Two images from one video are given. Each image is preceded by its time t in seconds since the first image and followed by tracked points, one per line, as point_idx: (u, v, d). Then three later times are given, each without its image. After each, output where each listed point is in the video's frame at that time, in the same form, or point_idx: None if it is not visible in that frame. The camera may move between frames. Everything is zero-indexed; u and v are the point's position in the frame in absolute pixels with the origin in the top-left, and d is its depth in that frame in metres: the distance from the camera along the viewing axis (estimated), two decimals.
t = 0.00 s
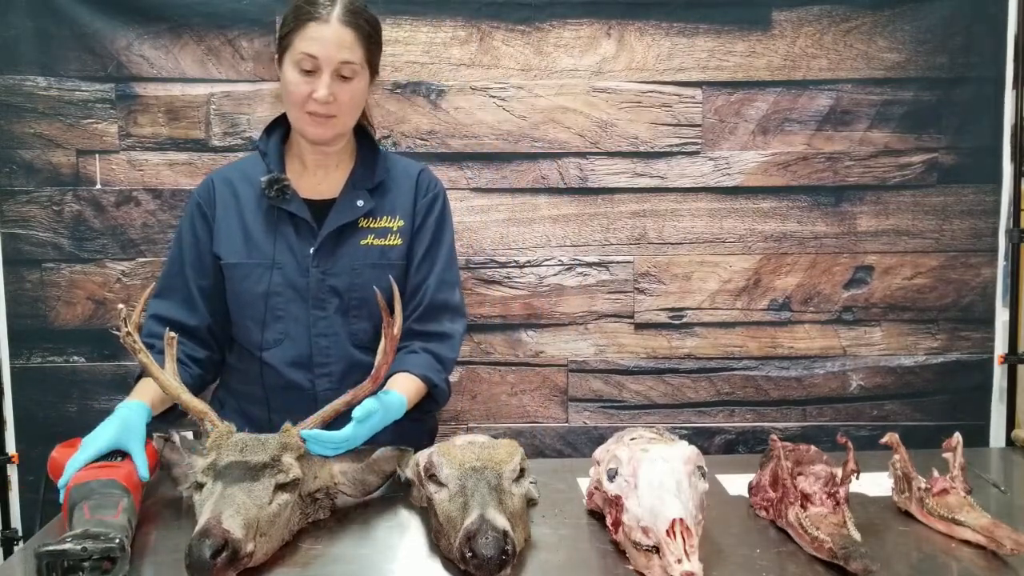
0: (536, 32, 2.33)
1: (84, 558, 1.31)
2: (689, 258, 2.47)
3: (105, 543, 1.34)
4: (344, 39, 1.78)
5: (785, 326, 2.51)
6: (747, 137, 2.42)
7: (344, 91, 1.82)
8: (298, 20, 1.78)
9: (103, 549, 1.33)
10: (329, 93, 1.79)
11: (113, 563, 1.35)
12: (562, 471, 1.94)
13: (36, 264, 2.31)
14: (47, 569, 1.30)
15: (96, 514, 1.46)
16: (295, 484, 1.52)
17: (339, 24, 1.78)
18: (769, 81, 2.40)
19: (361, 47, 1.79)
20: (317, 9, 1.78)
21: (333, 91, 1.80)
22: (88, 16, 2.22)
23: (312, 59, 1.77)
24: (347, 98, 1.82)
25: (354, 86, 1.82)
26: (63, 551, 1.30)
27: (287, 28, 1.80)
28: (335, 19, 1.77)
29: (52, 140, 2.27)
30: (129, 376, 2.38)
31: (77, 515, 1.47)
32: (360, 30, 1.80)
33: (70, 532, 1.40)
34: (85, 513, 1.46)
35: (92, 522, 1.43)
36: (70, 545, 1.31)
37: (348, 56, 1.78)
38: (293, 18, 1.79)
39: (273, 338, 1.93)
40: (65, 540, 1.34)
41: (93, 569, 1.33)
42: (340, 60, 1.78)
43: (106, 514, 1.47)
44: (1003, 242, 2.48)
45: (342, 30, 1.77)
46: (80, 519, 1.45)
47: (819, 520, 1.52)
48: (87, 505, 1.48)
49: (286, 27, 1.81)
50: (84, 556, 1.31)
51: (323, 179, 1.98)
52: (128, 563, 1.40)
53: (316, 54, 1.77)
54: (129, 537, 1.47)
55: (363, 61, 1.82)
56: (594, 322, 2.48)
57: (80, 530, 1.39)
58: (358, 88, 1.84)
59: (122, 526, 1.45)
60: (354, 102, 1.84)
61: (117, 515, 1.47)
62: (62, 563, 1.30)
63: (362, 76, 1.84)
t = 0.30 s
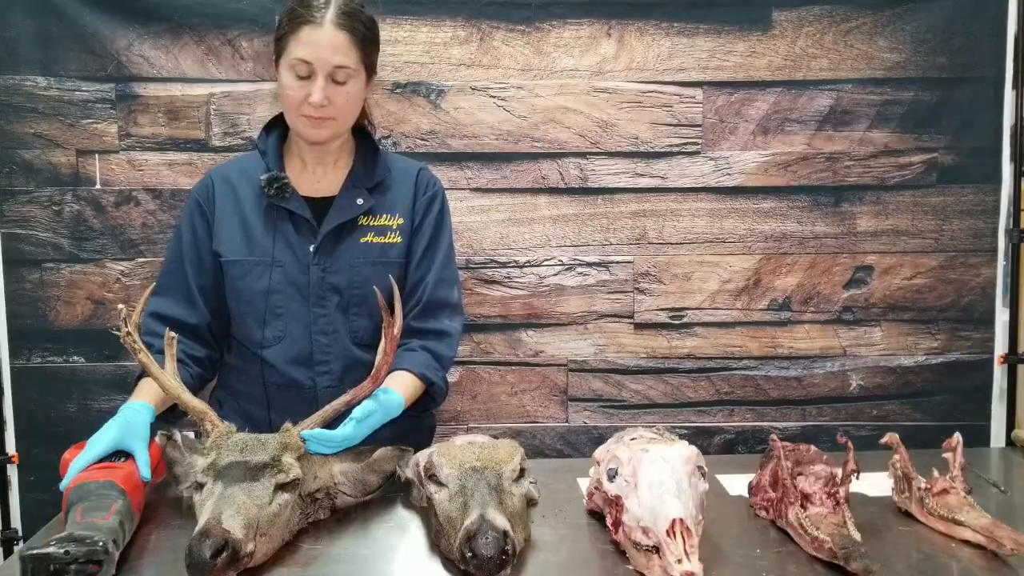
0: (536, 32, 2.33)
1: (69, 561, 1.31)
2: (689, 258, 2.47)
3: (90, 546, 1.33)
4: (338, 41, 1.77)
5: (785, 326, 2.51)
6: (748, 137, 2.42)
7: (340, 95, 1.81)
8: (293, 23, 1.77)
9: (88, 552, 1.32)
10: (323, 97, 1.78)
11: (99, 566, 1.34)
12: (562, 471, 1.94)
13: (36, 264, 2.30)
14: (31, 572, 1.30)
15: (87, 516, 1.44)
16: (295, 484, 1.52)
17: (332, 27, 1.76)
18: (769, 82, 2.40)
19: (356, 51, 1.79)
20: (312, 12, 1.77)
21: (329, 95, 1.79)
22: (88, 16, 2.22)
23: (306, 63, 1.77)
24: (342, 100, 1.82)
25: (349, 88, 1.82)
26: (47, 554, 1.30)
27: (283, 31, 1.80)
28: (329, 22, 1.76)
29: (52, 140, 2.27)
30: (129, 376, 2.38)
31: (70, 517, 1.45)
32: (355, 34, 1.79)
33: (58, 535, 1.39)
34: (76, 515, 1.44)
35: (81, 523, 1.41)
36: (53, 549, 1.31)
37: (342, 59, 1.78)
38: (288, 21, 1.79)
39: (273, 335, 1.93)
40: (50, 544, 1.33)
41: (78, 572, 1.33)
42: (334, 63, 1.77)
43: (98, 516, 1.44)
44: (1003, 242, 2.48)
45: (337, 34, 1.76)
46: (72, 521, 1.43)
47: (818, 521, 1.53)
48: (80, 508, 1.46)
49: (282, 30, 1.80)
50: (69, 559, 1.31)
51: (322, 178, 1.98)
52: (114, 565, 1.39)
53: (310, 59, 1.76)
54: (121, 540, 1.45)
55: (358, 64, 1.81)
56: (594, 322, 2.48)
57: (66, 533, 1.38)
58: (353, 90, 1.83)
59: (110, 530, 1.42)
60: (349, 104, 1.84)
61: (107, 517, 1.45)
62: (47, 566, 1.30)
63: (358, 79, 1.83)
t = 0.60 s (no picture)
0: (536, 32, 2.33)
1: (61, 562, 1.31)
2: (689, 258, 2.47)
3: (81, 545, 1.33)
4: (330, 49, 1.74)
5: (785, 326, 2.51)
6: (748, 137, 2.42)
7: (334, 99, 1.80)
8: (286, 29, 1.75)
9: (79, 552, 1.32)
10: (316, 104, 1.77)
11: (91, 566, 1.34)
12: (562, 472, 1.94)
13: (36, 264, 2.30)
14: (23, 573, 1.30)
15: (81, 516, 1.44)
16: (295, 484, 1.52)
17: (324, 34, 1.74)
18: (769, 82, 2.40)
19: (348, 56, 1.76)
20: (303, 18, 1.75)
21: (322, 101, 1.79)
22: (88, 16, 2.22)
23: (299, 70, 1.76)
24: (336, 105, 1.81)
25: (342, 93, 1.81)
26: (38, 555, 1.30)
27: (277, 35, 1.78)
28: (321, 29, 1.74)
29: (52, 140, 2.27)
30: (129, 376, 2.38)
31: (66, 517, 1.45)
32: (347, 39, 1.76)
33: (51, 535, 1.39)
34: (70, 516, 1.44)
35: (73, 524, 1.41)
36: (44, 550, 1.31)
37: (334, 67, 1.76)
38: (282, 26, 1.76)
39: (281, 335, 1.93)
40: (41, 545, 1.33)
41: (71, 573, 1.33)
42: (326, 71, 1.75)
43: (91, 516, 1.44)
44: (1003, 242, 2.48)
45: (329, 40, 1.74)
46: (66, 522, 1.43)
47: (818, 521, 1.53)
48: (74, 509, 1.46)
49: (276, 34, 1.78)
50: (60, 560, 1.31)
51: (321, 177, 1.98)
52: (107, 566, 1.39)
53: (302, 66, 1.75)
54: (116, 540, 1.44)
55: (352, 68, 1.79)
56: (594, 322, 2.48)
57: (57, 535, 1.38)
58: (348, 94, 1.82)
59: (103, 529, 1.42)
60: (344, 108, 1.83)
61: (101, 517, 1.45)
62: (39, 567, 1.30)
63: (352, 82, 1.81)
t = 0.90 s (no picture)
0: (536, 32, 2.33)
1: (67, 562, 1.31)
2: (689, 258, 2.47)
3: (87, 546, 1.33)
4: (348, 50, 1.74)
5: (785, 326, 2.51)
6: (748, 137, 2.42)
7: (353, 101, 1.80)
8: (303, 32, 1.75)
9: (85, 553, 1.32)
10: (335, 106, 1.77)
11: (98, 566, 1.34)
12: (562, 472, 1.94)
13: (36, 264, 2.30)
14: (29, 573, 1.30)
15: (86, 517, 1.44)
16: (295, 484, 1.52)
17: (342, 35, 1.74)
18: (769, 81, 2.40)
19: (366, 57, 1.76)
20: (320, 20, 1.74)
21: (342, 103, 1.79)
22: (88, 16, 2.22)
23: (318, 72, 1.75)
24: (354, 106, 1.81)
25: (360, 95, 1.81)
26: (44, 556, 1.30)
27: (293, 38, 1.77)
28: (338, 30, 1.73)
29: (52, 140, 2.27)
30: (129, 376, 2.38)
31: (70, 518, 1.46)
32: (365, 39, 1.76)
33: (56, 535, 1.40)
34: (76, 515, 1.45)
35: (78, 524, 1.42)
36: (50, 550, 1.31)
37: (352, 68, 1.75)
38: (298, 28, 1.76)
39: (303, 336, 1.94)
40: (48, 545, 1.33)
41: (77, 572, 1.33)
42: (344, 72, 1.75)
43: (96, 517, 1.45)
44: (1003, 242, 2.48)
45: (346, 41, 1.74)
46: (71, 522, 1.44)
47: (818, 521, 1.53)
48: (79, 508, 1.47)
49: (292, 37, 1.78)
50: (66, 560, 1.31)
51: (338, 177, 1.97)
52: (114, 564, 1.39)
53: (320, 68, 1.74)
54: (120, 540, 1.44)
55: (369, 68, 1.79)
56: (594, 322, 2.48)
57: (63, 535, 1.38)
58: (365, 95, 1.82)
59: (108, 530, 1.42)
60: (362, 109, 1.83)
61: (105, 518, 1.45)
62: (45, 567, 1.31)
63: (370, 83, 1.81)
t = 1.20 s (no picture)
0: (536, 32, 2.33)
1: (69, 561, 1.31)
2: (689, 258, 2.47)
3: (89, 545, 1.33)
4: (398, 41, 1.76)
5: (785, 326, 2.51)
6: (747, 137, 2.42)
7: (401, 92, 1.81)
8: (352, 24, 1.77)
9: (87, 552, 1.32)
10: (385, 97, 1.78)
11: (100, 566, 1.34)
12: (562, 472, 1.94)
13: (36, 265, 2.30)
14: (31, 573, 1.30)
15: (86, 517, 1.44)
16: (295, 484, 1.52)
17: (391, 26, 1.76)
18: (769, 81, 2.40)
19: (415, 48, 1.77)
20: (370, 12, 1.77)
21: (390, 94, 1.79)
22: (88, 16, 2.22)
23: (367, 63, 1.77)
24: (404, 99, 1.82)
25: (409, 87, 1.82)
26: (46, 555, 1.30)
27: (342, 32, 1.80)
28: (388, 21, 1.76)
29: (52, 140, 2.27)
30: (129, 376, 2.38)
31: (70, 518, 1.46)
32: (414, 31, 1.78)
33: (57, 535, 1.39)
34: (76, 515, 1.45)
35: (79, 523, 1.42)
36: (53, 550, 1.31)
37: (401, 59, 1.77)
38: (347, 21, 1.78)
39: (355, 330, 1.94)
40: (50, 545, 1.33)
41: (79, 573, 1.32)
42: (393, 63, 1.77)
43: (96, 517, 1.45)
44: (1003, 242, 2.48)
45: (396, 33, 1.76)
46: (72, 522, 1.44)
47: (818, 521, 1.53)
48: (79, 508, 1.47)
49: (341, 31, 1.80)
50: (69, 559, 1.31)
51: (387, 172, 1.98)
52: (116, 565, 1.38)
53: (370, 59, 1.76)
54: (121, 539, 1.44)
55: (418, 60, 1.80)
56: (594, 322, 2.48)
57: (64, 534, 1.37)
58: (414, 88, 1.83)
59: (109, 529, 1.42)
60: (411, 102, 1.84)
61: (106, 517, 1.45)
62: (47, 567, 1.30)
63: (418, 76, 1.82)
